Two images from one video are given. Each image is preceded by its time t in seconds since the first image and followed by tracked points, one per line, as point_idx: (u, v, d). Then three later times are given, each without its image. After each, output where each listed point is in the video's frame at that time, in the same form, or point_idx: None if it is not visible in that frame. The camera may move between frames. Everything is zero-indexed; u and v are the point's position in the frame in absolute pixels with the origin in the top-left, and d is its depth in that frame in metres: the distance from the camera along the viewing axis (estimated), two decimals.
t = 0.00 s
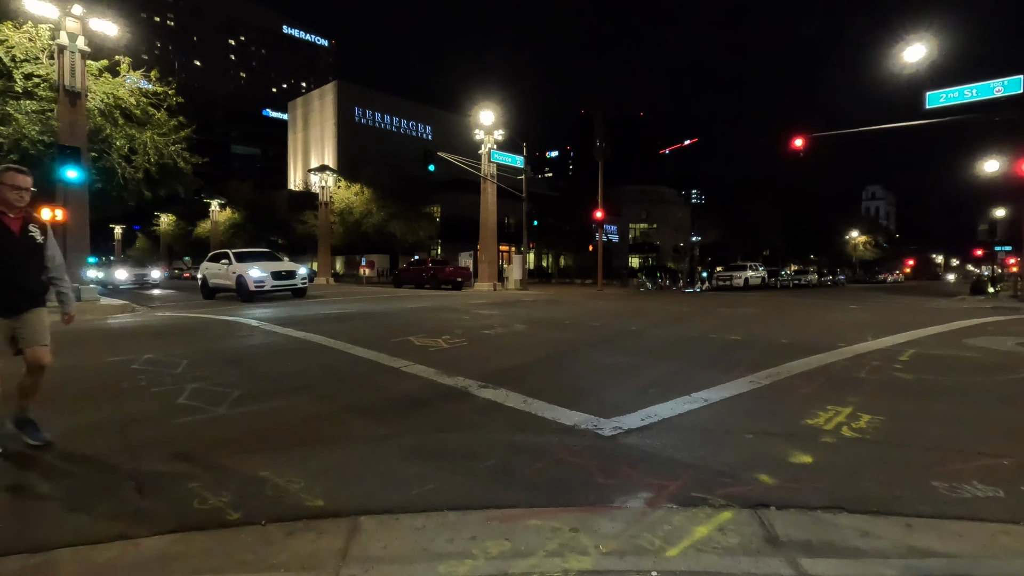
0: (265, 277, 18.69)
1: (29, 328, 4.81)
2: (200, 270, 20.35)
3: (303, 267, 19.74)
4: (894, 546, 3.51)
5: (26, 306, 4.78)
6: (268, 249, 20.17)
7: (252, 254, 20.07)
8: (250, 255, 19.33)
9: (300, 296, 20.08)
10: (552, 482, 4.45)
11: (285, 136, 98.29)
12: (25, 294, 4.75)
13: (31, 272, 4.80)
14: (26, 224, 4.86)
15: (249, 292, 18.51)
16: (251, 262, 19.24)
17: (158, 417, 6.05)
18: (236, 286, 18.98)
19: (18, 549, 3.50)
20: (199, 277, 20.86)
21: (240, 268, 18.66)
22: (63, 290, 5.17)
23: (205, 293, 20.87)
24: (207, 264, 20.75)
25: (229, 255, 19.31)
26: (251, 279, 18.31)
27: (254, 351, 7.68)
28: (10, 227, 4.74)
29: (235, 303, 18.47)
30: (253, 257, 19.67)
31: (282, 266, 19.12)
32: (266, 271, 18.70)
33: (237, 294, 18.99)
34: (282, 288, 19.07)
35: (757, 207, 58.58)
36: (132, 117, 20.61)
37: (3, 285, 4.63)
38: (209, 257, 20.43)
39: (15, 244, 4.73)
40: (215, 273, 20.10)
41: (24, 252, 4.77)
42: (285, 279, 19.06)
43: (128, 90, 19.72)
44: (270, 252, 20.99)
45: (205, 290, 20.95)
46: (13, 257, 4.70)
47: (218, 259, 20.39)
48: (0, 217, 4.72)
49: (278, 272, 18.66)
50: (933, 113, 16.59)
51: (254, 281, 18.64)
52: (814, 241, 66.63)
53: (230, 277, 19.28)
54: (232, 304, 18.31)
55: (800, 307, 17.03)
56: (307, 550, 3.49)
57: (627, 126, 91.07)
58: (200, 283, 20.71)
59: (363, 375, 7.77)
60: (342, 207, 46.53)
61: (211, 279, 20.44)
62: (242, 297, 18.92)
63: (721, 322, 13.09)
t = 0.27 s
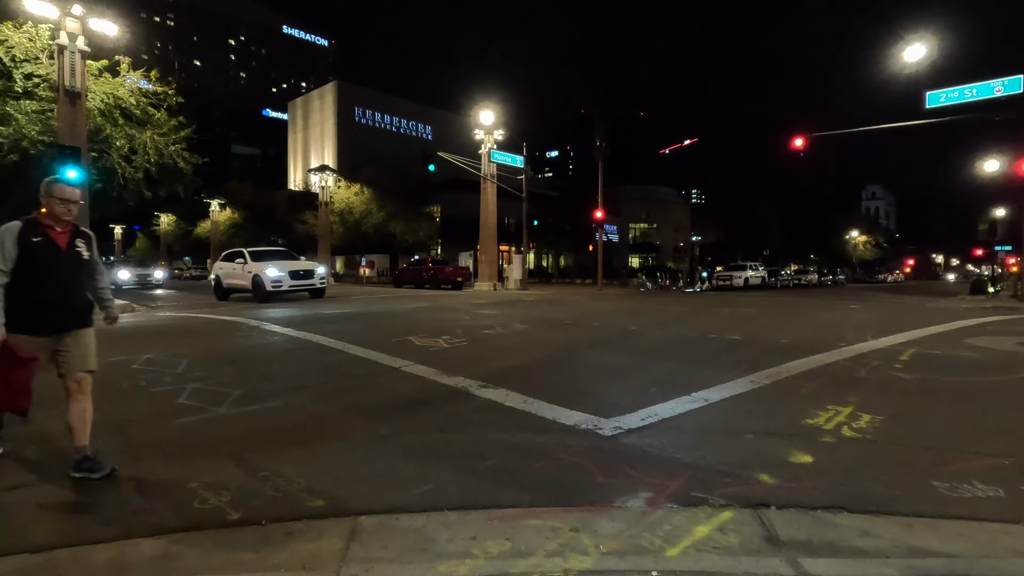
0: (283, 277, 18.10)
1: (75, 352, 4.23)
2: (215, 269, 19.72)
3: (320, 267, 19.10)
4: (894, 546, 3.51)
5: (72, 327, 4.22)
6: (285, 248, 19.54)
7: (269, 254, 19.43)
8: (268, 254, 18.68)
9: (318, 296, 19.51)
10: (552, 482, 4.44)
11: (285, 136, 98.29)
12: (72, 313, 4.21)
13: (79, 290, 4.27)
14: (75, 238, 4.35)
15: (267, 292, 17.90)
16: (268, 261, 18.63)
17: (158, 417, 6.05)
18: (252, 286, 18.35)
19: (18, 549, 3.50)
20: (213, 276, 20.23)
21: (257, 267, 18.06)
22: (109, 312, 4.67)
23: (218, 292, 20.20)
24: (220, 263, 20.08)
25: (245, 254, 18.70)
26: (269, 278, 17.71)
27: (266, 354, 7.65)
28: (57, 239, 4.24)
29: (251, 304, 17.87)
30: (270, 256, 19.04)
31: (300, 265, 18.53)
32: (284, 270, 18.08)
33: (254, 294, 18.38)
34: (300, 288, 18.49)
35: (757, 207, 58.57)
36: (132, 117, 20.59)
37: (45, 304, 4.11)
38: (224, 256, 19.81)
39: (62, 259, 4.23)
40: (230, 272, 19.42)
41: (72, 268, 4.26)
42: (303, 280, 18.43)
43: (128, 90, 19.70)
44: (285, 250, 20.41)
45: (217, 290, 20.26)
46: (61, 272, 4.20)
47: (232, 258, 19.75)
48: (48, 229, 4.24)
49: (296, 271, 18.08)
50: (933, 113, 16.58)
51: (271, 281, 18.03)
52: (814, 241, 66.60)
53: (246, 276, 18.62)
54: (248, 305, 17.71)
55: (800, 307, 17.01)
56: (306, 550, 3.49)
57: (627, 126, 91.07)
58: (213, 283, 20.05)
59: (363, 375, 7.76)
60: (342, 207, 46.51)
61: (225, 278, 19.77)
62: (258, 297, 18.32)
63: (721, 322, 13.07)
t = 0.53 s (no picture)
0: (304, 276, 17.45)
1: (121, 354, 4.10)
2: (230, 268, 19.07)
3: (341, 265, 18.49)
4: (894, 546, 3.51)
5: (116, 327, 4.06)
6: (304, 247, 18.91)
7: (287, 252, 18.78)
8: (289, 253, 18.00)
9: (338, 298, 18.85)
10: (552, 482, 4.45)
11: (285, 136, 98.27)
12: (117, 312, 4.04)
13: (125, 289, 4.10)
14: (122, 233, 4.19)
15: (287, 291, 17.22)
16: (287, 260, 17.99)
17: (158, 417, 6.05)
18: (271, 286, 17.69)
19: (17, 549, 3.51)
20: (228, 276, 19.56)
21: (276, 266, 17.47)
22: (156, 310, 4.42)
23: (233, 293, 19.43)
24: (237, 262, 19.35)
25: (263, 253, 18.07)
26: (289, 277, 17.11)
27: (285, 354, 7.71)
28: (103, 235, 4.08)
29: (270, 305, 17.26)
30: (289, 254, 18.40)
31: (322, 264, 17.91)
32: (304, 269, 17.48)
33: (273, 294, 17.70)
34: (321, 288, 17.85)
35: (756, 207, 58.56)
36: (132, 117, 20.58)
37: (92, 303, 3.93)
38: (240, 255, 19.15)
39: (108, 255, 4.06)
40: (247, 272, 18.69)
41: (116, 265, 4.08)
42: (325, 279, 17.79)
43: (127, 90, 19.71)
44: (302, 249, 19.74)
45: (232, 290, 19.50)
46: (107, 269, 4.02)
47: (248, 258, 19.05)
48: (94, 224, 4.07)
49: (318, 270, 17.45)
50: (933, 113, 16.60)
51: (291, 281, 17.40)
52: (813, 241, 66.64)
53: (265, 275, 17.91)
54: (261, 304, 17.34)
55: (800, 307, 17.01)
56: (306, 549, 3.49)
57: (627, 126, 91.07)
58: (228, 283, 19.31)
59: (362, 375, 7.76)
60: (342, 207, 46.52)
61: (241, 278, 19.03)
62: (276, 297, 17.67)
63: (721, 322, 13.08)
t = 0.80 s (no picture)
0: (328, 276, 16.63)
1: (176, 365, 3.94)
2: (248, 267, 18.26)
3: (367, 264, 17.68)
4: (893, 546, 3.51)
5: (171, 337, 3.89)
6: (327, 245, 18.07)
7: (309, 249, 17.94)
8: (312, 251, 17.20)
9: (362, 299, 18.10)
10: (552, 482, 4.45)
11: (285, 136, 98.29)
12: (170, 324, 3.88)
13: (177, 297, 3.94)
14: (172, 238, 4.04)
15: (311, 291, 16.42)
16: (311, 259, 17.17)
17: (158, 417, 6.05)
18: (293, 286, 16.87)
19: (18, 549, 3.51)
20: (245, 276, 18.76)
21: (299, 264, 16.65)
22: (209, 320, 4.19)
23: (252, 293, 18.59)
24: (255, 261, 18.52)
25: (284, 250, 17.25)
26: (313, 276, 16.29)
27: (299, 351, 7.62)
28: (155, 243, 3.94)
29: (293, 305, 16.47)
30: (311, 252, 17.57)
31: (347, 263, 17.13)
32: (328, 267, 16.66)
33: (296, 294, 16.88)
34: (346, 288, 17.06)
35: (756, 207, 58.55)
36: (131, 117, 20.56)
37: (145, 314, 3.77)
38: (259, 252, 18.33)
39: (160, 263, 3.91)
40: (267, 271, 17.87)
41: (168, 272, 3.93)
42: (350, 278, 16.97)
43: (127, 89, 19.70)
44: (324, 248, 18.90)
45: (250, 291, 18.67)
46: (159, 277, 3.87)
47: (267, 256, 18.24)
48: (145, 232, 3.94)
49: (344, 269, 16.67)
50: (932, 114, 16.60)
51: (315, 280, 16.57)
52: (813, 241, 66.61)
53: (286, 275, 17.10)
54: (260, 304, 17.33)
55: (799, 307, 17.02)
56: (305, 550, 3.49)
57: (626, 126, 91.08)
58: (246, 283, 18.45)
59: (361, 375, 7.76)
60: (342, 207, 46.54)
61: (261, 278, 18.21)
62: (300, 298, 16.84)
63: (720, 322, 13.09)
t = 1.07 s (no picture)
0: (361, 275, 16.46)
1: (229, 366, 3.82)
2: (273, 265, 18.04)
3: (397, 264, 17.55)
4: (894, 546, 3.51)
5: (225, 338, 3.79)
6: (355, 244, 17.91)
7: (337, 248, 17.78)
8: (345, 249, 16.99)
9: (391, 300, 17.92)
10: (552, 482, 4.45)
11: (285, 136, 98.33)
12: (225, 323, 3.78)
13: (231, 295, 3.84)
14: (231, 232, 3.93)
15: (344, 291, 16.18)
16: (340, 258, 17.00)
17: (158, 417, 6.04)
18: (323, 285, 16.67)
19: (19, 549, 3.51)
20: (269, 274, 18.51)
21: (330, 263, 16.47)
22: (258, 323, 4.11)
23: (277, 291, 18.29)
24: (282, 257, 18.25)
25: (313, 248, 17.06)
26: (345, 275, 16.12)
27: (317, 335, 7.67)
28: (215, 234, 3.82)
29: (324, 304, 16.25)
30: (340, 250, 17.41)
31: (380, 263, 16.96)
32: (360, 267, 16.52)
33: (325, 294, 16.68)
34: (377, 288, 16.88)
35: (757, 207, 58.54)
36: (131, 117, 20.58)
37: (203, 310, 3.67)
38: (285, 251, 18.14)
39: (218, 256, 3.79)
40: (296, 268, 17.57)
41: (225, 267, 3.81)
42: (382, 278, 16.82)
43: (127, 90, 19.73)
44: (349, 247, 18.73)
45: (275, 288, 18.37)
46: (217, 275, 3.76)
47: (293, 255, 18.04)
48: (206, 221, 3.81)
49: (376, 268, 16.51)
50: (933, 114, 16.60)
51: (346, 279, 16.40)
52: (813, 241, 66.60)
53: (317, 272, 16.85)
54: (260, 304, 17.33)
55: (799, 307, 17.02)
56: (305, 550, 3.48)
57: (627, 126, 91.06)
58: (269, 283, 18.23)
59: (361, 376, 7.75)
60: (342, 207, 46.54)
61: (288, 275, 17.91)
62: (329, 297, 16.64)
63: (721, 322, 13.09)
